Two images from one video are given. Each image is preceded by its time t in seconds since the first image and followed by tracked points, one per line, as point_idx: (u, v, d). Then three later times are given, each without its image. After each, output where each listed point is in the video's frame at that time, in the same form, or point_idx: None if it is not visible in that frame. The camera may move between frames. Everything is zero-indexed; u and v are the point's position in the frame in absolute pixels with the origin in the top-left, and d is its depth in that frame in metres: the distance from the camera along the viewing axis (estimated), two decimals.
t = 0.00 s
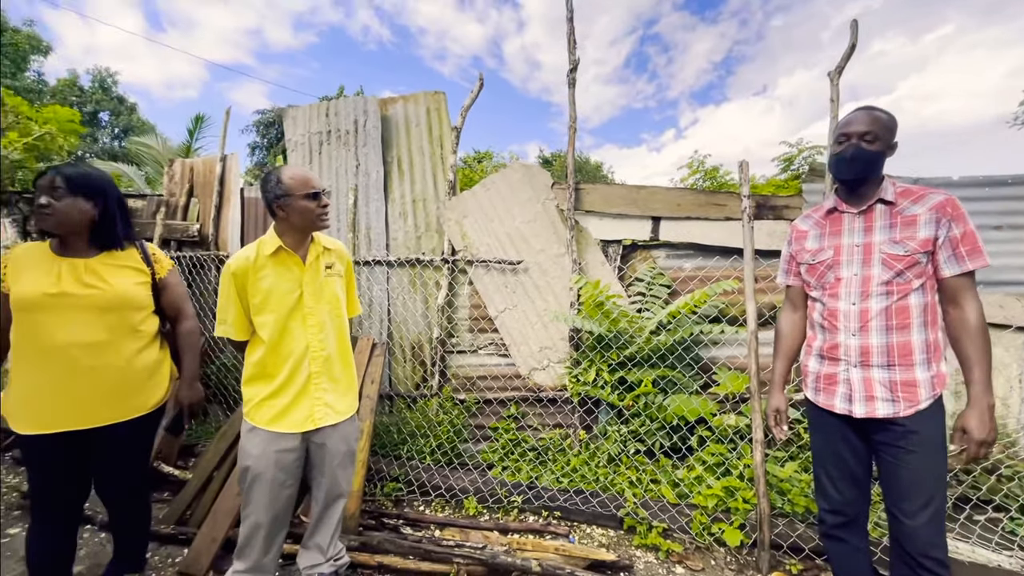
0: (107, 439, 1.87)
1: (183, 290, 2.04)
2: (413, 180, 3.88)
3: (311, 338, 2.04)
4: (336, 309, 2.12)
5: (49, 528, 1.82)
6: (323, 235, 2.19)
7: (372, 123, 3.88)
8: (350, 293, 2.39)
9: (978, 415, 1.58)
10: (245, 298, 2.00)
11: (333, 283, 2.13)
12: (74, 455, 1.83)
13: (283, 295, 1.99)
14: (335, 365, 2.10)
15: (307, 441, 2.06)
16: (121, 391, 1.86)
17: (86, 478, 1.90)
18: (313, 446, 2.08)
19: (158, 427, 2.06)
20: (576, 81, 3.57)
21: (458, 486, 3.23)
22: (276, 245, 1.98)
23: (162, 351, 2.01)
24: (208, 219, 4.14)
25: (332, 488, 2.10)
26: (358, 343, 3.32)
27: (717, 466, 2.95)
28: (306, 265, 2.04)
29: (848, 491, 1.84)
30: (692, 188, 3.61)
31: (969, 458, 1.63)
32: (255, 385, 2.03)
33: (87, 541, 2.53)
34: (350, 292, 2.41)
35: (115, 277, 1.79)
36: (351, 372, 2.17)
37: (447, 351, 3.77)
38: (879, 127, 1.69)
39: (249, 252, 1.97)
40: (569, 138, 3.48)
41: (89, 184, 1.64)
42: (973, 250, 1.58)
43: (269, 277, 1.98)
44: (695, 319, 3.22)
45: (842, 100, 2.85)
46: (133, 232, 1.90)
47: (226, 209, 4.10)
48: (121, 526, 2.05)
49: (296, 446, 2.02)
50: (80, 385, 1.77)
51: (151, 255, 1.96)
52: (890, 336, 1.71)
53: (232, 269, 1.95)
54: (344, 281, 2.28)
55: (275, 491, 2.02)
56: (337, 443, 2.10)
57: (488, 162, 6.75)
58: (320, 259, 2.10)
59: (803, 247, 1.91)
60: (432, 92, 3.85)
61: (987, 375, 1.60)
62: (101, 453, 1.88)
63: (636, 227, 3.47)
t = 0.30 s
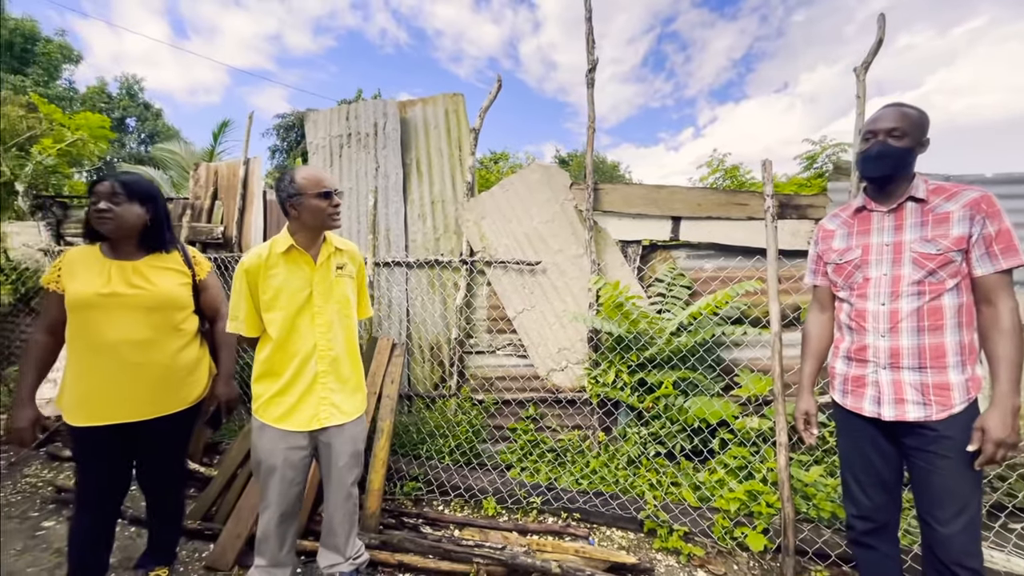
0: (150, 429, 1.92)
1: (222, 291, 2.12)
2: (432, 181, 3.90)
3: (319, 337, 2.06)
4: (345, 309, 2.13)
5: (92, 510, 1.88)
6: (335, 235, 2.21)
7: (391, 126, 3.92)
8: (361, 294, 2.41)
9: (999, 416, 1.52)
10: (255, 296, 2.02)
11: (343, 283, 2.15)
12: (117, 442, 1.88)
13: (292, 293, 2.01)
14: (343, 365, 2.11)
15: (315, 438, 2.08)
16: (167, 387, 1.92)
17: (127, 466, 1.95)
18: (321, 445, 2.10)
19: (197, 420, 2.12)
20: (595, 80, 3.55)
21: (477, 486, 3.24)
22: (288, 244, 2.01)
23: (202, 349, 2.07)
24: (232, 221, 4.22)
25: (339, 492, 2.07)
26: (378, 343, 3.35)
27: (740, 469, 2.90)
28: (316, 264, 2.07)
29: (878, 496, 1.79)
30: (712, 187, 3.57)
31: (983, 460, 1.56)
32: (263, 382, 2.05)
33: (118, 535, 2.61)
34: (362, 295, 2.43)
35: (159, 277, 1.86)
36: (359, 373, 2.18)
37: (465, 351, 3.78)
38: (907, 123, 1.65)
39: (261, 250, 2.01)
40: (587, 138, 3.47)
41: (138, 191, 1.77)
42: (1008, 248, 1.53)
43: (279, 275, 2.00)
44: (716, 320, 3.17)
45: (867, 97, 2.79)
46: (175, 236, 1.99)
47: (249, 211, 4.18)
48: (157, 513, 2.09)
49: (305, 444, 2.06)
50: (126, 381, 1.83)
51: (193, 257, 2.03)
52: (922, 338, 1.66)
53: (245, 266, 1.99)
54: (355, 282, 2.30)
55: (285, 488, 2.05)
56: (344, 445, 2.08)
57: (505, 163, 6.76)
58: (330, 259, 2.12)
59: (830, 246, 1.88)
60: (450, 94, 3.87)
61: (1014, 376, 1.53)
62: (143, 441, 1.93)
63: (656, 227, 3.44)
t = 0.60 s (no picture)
0: (190, 424, 1.98)
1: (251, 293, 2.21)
2: (449, 183, 3.92)
3: (333, 337, 2.08)
4: (358, 310, 2.14)
5: (126, 503, 1.89)
6: (347, 237, 2.23)
7: (409, 129, 3.96)
8: (376, 295, 2.43)
9: None
10: (270, 298, 2.04)
11: (356, 284, 2.16)
12: (157, 436, 1.93)
13: (306, 295, 2.04)
14: (358, 365, 2.13)
15: (332, 438, 2.10)
16: (209, 385, 1.98)
17: (162, 461, 1.99)
18: (337, 446, 2.12)
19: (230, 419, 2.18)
20: (613, 81, 3.54)
21: (495, 487, 3.24)
22: (302, 245, 2.04)
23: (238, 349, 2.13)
24: (253, 224, 4.29)
25: (355, 491, 2.09)
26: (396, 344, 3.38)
27: (762, 473, 2.87)
28: (328, 265, 2.09)
29: (908, 503, 1.75)
30: (732, 186, 3.53)
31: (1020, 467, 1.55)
32: (278, 383, 2.07)
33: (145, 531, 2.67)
34: (377, 295, 2.45)
35: (199, 278, 1.95)
36: (374, 373, 2.19)
37: (483, 352, 3.79)
38: (936, 120, 1.61)
39: (276, 253, 2.04)
40: (605, 138, 3.45)
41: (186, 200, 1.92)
42: None
43: (293, 277, 2.03)
44: (737, 322, 3.14)
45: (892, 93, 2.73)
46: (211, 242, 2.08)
47: (270, 214, 4.24)
48: (186, 508, 2.13)
49: (320, 445, 2.07)
50: (172, 379, 1.89)
51: (228, 261, 2.12)
52: (953, 340, 1.63)
53: (260, 269, 2.01)
54: (369, 283, 2.32)
55: (304, 487, 2.08)
56: (361, 446, 2.10)
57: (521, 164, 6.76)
58: (343, 260, 2.14)
59: (856, 247, 1.83)
60: (467, 96, 3.90)
61: None
62: (181, 436, 1.99)
63: (675, 228, 3.41)
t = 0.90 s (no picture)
0: (223, 424, 2.03)
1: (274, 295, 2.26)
2: (465, 185, 3.94)
3: (351, 338, 2.11)
4: (375, 311, 2.16)
5: (159, 502, 1.92)
6: (365, 239, 2.25)
7: (425, 131, 3.99)
8: (393, 296, 2.45)
9: None
10: (290, 299, 2.07)
11: (374, 285, 2.18)
12: (189, 436, 1.96)
13: (326, 296, 2.06)
14: (376, 365, 2.15)
15: (351, 438, 2.12)
16: (245, 384, 2.05)
17: (193, 460, 2.02)
18: (354, 446, 2.14)
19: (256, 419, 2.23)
20: (629, 81, 3.53)
21: (512, 488, 3.25)
22: (321, 248, 2.07)
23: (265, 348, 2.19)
24: (272, 226, 4.36)
25: (372, 491, 2.11)
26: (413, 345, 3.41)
27: (782, 476, 2.84)
28: (347, 267, 2.12)
29: (936, 509, 1.72)
30: (750, 187, 3.49)
31: None
32: (299, 382, 2.11)
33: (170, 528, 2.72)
34: (394, 296, 2.47)
35: (234, 281, 2.02)
36: (391, 373, 2.21)
37: (498, 354, 3.80)
38: (956, 113, 1.58)
39: (296, 254, 2.07)
40: (622, 139, 3.44)
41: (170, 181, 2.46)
42: None
43: (313, 278, 2.06)
44: (756, 324, 3.11)
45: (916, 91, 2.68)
46: (236, 245, 2.12)
47: (288, 217, 4.30)
48: (211, 506, 2.17)
49: (338, 444, 2.10)
50: (205, 378, 1.94)
51: (253, 264, 2.18)
52: (983, 343, 1.60)
53: (280, 271, 2.04)
54: (387, 284, 2.34)
55: (323, 486, 2.10)
56: (375, 447, 2.11)
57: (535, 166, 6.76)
58: (362, 262, 2.17)
59: (882, 248, 1.79)
60: (483, 98, 3.91)
61: None
62: (211, 435, 2.03)
63: (692, 228, 3.38)
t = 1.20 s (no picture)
0: (244, 423, 2.06)
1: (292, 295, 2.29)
2: (478, 185, 3.95)
3: (371, 337, 2.12)
4: (394, 311, 2.17)
5: (179, 500, 1.94)
6: (385, 239, 2.27)
7: (438, 132, 4.00)
8: (411, 295, 2.46)
9: None
10: (313, 299, 2.10)
11: (393, 285, 2.20)
12: (211, 435, 1.98)
13: (347, 296, 2.08)
14: (395, 365, 2.16)
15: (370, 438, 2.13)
16: (268, 382, 2.08)
17: (214, 458, 2.05)
18: (374, 445, 2.15)
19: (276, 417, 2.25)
20: (642, 81, 3.51)
21: (526, 489, 3.24)
22: (342, 248, 2.09)
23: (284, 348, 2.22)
24: (287, 227, 4.40)
25: (392, 490, 2.12)
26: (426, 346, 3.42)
27: (799, 479, 2.81)
28: (367, 267, 2.13)
29: (960, 513, 1.69)
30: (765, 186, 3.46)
31: None
32: (320, 381, 2.13)
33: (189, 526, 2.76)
34: (413, 296, 2.48)
35: (255, 282, 2.05)
36: (410, 372, 2.22)
37: (511, 354, 3.80)
38: (979, 114, 1.54)
39: (318, 255, 2.10)
40: (635, 139, 3.43)
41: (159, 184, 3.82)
42: None
43: (334, 278, 2.08)
44: (772, 325, 3.08)
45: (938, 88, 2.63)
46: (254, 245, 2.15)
47: (303, 218, 4.34)
48: (231, 503, 2.19)
49: (358, 442, 2.11)
50: (232, 377, 1.97)
51: (271, 264, 2.20)
52: (1010, 344, 1.57)
53: (302, 271, 2.08)
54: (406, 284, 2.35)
55: (342, 484, 2.12)
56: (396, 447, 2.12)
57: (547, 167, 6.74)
58: (382, 262, 2.18)
59: (904, 247, 1.77)
60: (496, 99, 3.92)
61: None
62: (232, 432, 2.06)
63: (707, 228, 3.35)
